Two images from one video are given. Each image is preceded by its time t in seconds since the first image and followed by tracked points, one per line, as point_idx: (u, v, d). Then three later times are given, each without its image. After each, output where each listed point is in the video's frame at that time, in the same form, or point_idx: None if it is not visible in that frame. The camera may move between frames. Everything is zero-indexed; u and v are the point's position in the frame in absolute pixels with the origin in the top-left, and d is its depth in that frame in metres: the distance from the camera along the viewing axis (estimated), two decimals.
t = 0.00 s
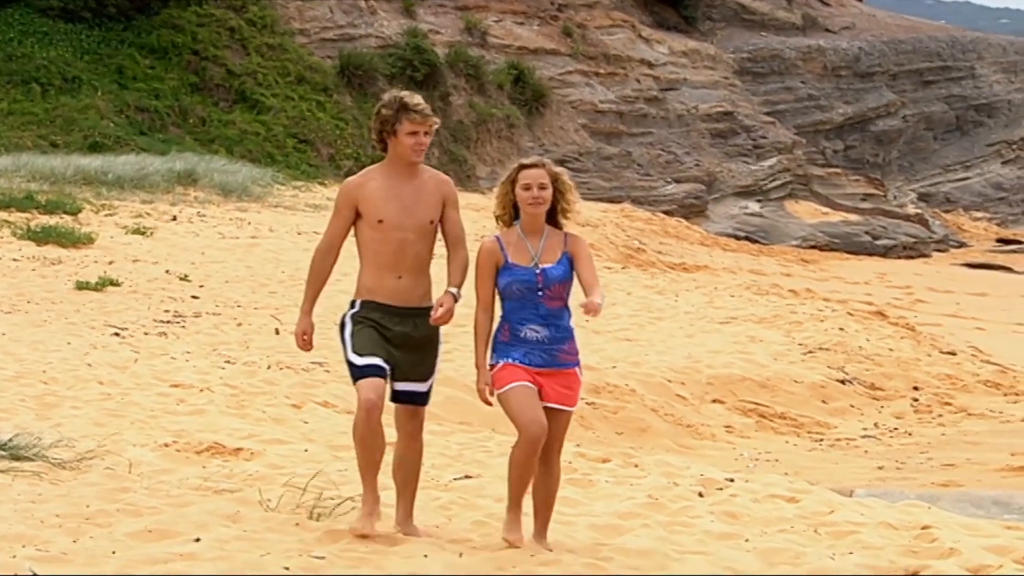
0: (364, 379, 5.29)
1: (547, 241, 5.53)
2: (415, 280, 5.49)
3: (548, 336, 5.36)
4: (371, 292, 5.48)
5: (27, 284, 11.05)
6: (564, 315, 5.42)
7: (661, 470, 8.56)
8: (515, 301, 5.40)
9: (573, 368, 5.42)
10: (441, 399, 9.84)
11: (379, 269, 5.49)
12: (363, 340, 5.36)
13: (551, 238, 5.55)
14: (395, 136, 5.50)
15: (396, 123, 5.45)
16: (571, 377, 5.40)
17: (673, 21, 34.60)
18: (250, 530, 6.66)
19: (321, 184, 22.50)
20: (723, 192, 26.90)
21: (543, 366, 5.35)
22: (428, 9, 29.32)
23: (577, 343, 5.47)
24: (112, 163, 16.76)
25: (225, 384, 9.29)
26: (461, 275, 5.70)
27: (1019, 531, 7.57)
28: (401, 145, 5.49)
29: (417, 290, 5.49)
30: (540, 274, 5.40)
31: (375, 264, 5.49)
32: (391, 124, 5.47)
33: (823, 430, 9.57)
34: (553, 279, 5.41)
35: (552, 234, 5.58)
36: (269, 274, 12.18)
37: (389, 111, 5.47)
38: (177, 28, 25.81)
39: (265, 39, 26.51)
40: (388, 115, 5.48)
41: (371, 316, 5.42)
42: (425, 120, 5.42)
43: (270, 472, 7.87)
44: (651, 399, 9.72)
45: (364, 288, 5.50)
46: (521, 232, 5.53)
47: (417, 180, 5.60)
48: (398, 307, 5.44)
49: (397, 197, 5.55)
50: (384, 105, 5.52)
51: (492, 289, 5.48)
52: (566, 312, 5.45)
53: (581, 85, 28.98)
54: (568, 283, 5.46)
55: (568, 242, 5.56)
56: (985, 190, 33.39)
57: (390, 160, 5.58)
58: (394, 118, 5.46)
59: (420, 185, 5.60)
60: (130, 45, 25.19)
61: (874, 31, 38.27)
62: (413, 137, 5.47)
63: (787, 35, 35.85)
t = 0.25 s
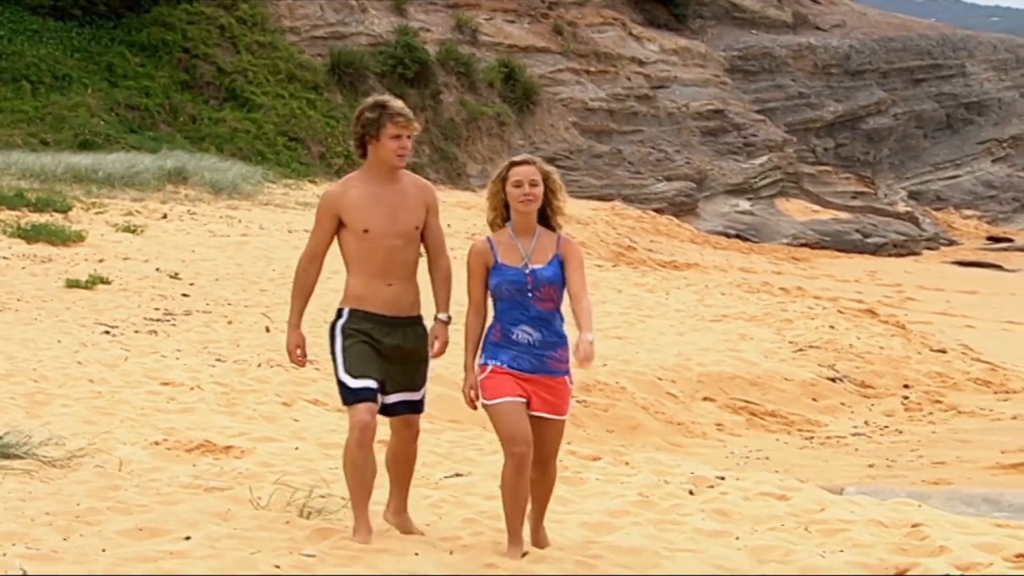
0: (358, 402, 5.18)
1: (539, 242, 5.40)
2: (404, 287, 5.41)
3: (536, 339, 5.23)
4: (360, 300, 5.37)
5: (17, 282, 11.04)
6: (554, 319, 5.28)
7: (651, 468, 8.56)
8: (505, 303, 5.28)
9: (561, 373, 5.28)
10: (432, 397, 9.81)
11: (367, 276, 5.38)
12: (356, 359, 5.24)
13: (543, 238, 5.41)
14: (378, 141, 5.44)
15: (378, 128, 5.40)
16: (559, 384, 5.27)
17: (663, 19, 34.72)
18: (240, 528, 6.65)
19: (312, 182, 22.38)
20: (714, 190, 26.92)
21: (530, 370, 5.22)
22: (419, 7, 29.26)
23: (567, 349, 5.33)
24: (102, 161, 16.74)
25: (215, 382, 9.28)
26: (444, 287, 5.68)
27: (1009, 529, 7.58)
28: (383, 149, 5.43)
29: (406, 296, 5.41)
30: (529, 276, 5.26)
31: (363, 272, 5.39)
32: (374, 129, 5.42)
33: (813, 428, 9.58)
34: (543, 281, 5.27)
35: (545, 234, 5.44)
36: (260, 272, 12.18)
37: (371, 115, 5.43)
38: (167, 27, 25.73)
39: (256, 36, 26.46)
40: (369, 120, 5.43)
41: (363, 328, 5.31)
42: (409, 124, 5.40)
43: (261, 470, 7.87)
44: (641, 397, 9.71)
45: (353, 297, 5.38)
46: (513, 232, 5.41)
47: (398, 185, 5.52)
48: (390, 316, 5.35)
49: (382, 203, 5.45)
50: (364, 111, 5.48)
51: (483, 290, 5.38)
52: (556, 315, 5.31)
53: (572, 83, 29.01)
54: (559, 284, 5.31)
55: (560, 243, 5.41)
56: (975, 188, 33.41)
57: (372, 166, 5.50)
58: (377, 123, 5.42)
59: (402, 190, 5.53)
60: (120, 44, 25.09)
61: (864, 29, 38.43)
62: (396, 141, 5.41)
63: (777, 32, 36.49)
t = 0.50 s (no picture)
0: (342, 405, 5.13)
1: (542, 230, 5.25)
2: (394, 278, 5.23)
3: (536, 330, 5.09)
4: (348, 292, 5.18)
5: (6, 280, 11.02)
6: (555, 308, 5.15)
7: (642, 466, 8.56)
8: (505, 291, 5.13)
9: (562, 361, 5.12)
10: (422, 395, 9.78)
11: (356, 269, 5.18)
12: (340, 355, 5.12)
13: (546, 227, 5.27)
14: (364, 131, 5.18)
15: (364, 118, 5.14)
16: (561, 370, 5.10)
17: (654, 16, 34.70)
18: (230, 525, 6.64)
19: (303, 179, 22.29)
20: (704, 188, 26.96)
21: (530, 360, 5.08)
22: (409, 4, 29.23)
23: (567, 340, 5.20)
24: (92, 158, 16.71)
25: (205, 379, 9.27)
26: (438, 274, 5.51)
27: (999, 526, 7.58)
28: (369, 139, 5.19)
29: (396, 286, 5.23)
30: (533, 264, 5.12)
31: (352, 264, 5.19)
32: (361, 119, 5.15)
33: (803, 426, 9.59)
34: (546, 269, 5.13)
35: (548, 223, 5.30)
36: (250, 270, 12.16)
37: (357, 106, 5.15)
38: (157, 23, 25.65)
39: (246, 34, 26.42)
40: (355, 109, 5.16)
41: (347, 321, 5.14)
42: (397, 116, 5.15)
43: (251, 467, 7.86)
44: (632, 395, 9.70)
45: (342, 289, 5.18)
46: (515, 218, 5.25)
47: (383, 174, 5.31)
48: (378, 307, 5.17)
49: (369, 192, 5.24)
50: (349, 99, 5.20)
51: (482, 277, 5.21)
52: (557, 305, 5.18)
53: (562, 81, 29.01)
54: (561, 274, 5.18)
55: (563, 232, 5.27)
56: (965, 186, 33.33)
57: (358, 154, 5.25)
58: (363, 113, 5.15)
59: (387, 179, 5.32)
60: (110, 40, 24.98)
61: (854, 26, 38.39)
62: (383, 132, 5.18)
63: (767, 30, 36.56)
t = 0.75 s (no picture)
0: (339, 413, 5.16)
1: (561, 248, 5.16)
2: (392, 288, 5.17)
3: (551, 351, 5.00)
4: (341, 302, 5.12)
5: None
6: (569, 329, 5.05)
7: (628, 464, 8.56)
8: (521, 310, 5.04)
9: (574, 381, 5.00)
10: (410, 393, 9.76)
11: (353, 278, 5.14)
12: (340, 362, 5.11)
13: (565, 246, 5.18)
14: (370, 139, 5.11)
15: (370, 127, 5.07)
16: (573, 389, 4.98)
17: (640, 15, 34.72)
18: (217, 524, 6.64)
19: (289, 177, 22.22)
20: (691, 186, 26.86)
21: (543, 382, 4.98)
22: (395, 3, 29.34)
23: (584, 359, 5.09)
24: (78, 156, 16.69)
25: (192, 377, 9.26)
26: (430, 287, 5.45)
27: (986, 524, 7.58)
28: (373, 148, 5.12)
29: (394, 297, 5.16)
30: (550, 284, 5.02)
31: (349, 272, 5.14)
32: (368, 127, 5.08)
33: (789, 424, 9.60)
34: (564, 290, 5.04)
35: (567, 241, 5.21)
36: (236, 268, 12.16)
37: (366, 114, 5.08)
38: (144, 22, 25.61)
39: (232, 32, 26.39)
40: (361, 117, 5.09)
41: (342, 331, 5.10)
42: (405, 130, 5.10)
43: (237, 466, 7.85)
44: (619, 393, 9.70)
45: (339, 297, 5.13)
46: (534, 235, 5.16)
47: (385, 182, 5.25)
48: (374, 316, 5.09)
49: (370, 202, 5.18)
50: (359, 104, 5.12)
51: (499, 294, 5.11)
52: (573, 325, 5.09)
53: (549, 78, 28.96)
54: (578, 295, 5.10)
55: (582, 252, 5.18)
56: (952, 183, 33.70)
57: (362, 162, 5.18)
58: (372, 122, 5.08)
59: (390, 188, 5.26)
60: (96, 39, 24.89)
61: (841, 24, 38.45)
62: (389, 142, 5.11)
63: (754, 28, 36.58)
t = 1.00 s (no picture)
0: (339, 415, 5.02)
1: (574, 237, 5.05)
2: (396, 280, 5.09)
3: (560, 342, 4.93)
4: (351, 295, 5.06)
5: None
6: (580, 319, 4.95)
7: (616, 462, 8.56)
8: (530, 299, 4.96)
9: (585, 376, 4.95)
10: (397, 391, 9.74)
11: (356, 270, 5.06)
12: (340, 364, 4.99)
13: (579, 233, 5.06)
14: (371, 130, 5.03)
15: (372, 118, 4.98)
16: (583, 386, 4.93)
17: (627, 12, 34.94)
18: (204, 522, 6.63)
19: (276, 175, 22.18)
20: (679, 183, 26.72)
21: (552, 374, 4.91)
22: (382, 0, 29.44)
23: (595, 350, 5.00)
24: (66, 154, 16.67)
25: (179, 376, 9.26)
26: (443, 282, 5.39)
27: (973, 521, 7.57)
28: (377, 139, 5.04)
29: (397, 290, 5.09)
30: (560, 272, 4.93)
31: (353, 264, 5.07)
32: (368, 118, 5.00)
33: (777, 422, 9.61)
34: (574, 278, 4.94)
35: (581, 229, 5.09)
36: (224, 266, 12.15)
37: (365, 104, 4.98)
38: (131, 19, 25.49)
39: (219, 29, 26.32)
40: (363, 107, 5.00)
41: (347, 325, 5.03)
42: (407, 117, 4.99)
43: (225, 463, 7.84)
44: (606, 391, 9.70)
45: (342, 289, 5.07)
46: (547, 222, 5.05)
47: (391, 173, 5.18)
48: (378, 311, 5.04)
49: (374, 192, 5.11)
50: (359, 94, 5.03)
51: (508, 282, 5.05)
52: (585, 315, 4.99)
53: (536, 77, 29.00)
54: (591, 284, 4.98)
55: (596, 240, 5.07)
56: (939, 181, 33.72)
57: (365, 152, 5.12)
58: (372, 111, 4.98)
59: (396, 179, 5.19)
60: (84, 36, 24.65)
61: (828, 22, 38.48)
62: (393, 133, 5.02)
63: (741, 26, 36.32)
